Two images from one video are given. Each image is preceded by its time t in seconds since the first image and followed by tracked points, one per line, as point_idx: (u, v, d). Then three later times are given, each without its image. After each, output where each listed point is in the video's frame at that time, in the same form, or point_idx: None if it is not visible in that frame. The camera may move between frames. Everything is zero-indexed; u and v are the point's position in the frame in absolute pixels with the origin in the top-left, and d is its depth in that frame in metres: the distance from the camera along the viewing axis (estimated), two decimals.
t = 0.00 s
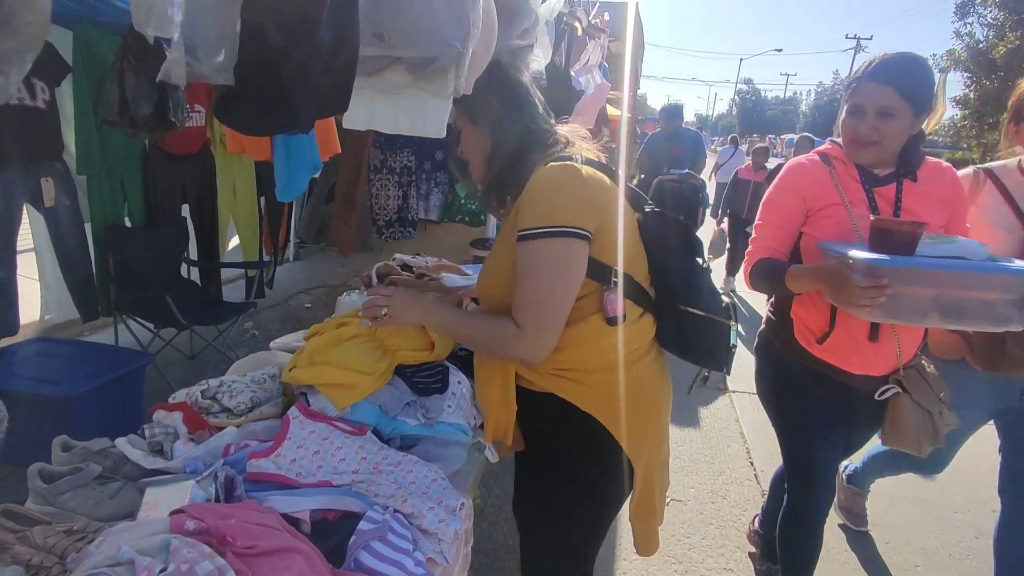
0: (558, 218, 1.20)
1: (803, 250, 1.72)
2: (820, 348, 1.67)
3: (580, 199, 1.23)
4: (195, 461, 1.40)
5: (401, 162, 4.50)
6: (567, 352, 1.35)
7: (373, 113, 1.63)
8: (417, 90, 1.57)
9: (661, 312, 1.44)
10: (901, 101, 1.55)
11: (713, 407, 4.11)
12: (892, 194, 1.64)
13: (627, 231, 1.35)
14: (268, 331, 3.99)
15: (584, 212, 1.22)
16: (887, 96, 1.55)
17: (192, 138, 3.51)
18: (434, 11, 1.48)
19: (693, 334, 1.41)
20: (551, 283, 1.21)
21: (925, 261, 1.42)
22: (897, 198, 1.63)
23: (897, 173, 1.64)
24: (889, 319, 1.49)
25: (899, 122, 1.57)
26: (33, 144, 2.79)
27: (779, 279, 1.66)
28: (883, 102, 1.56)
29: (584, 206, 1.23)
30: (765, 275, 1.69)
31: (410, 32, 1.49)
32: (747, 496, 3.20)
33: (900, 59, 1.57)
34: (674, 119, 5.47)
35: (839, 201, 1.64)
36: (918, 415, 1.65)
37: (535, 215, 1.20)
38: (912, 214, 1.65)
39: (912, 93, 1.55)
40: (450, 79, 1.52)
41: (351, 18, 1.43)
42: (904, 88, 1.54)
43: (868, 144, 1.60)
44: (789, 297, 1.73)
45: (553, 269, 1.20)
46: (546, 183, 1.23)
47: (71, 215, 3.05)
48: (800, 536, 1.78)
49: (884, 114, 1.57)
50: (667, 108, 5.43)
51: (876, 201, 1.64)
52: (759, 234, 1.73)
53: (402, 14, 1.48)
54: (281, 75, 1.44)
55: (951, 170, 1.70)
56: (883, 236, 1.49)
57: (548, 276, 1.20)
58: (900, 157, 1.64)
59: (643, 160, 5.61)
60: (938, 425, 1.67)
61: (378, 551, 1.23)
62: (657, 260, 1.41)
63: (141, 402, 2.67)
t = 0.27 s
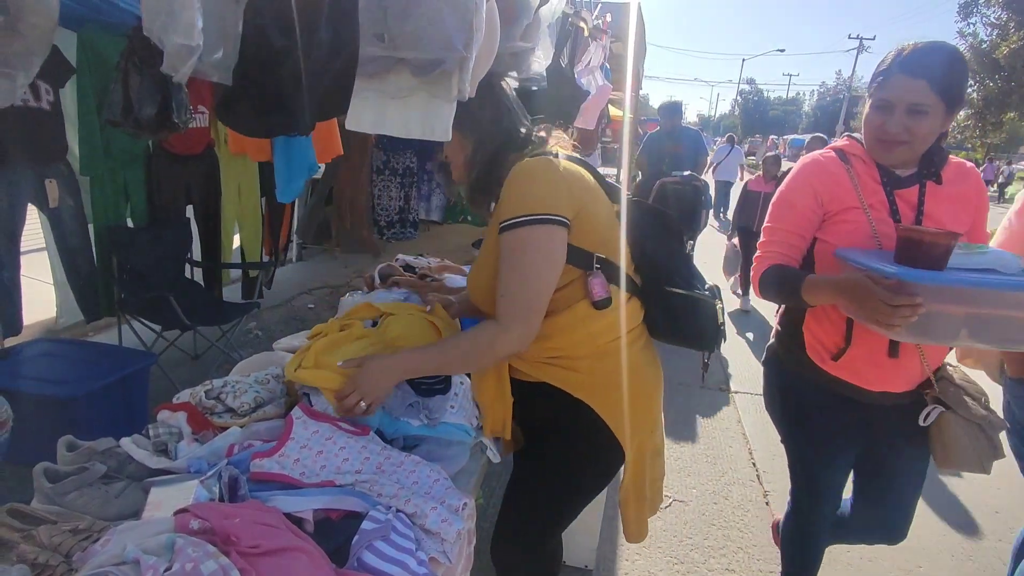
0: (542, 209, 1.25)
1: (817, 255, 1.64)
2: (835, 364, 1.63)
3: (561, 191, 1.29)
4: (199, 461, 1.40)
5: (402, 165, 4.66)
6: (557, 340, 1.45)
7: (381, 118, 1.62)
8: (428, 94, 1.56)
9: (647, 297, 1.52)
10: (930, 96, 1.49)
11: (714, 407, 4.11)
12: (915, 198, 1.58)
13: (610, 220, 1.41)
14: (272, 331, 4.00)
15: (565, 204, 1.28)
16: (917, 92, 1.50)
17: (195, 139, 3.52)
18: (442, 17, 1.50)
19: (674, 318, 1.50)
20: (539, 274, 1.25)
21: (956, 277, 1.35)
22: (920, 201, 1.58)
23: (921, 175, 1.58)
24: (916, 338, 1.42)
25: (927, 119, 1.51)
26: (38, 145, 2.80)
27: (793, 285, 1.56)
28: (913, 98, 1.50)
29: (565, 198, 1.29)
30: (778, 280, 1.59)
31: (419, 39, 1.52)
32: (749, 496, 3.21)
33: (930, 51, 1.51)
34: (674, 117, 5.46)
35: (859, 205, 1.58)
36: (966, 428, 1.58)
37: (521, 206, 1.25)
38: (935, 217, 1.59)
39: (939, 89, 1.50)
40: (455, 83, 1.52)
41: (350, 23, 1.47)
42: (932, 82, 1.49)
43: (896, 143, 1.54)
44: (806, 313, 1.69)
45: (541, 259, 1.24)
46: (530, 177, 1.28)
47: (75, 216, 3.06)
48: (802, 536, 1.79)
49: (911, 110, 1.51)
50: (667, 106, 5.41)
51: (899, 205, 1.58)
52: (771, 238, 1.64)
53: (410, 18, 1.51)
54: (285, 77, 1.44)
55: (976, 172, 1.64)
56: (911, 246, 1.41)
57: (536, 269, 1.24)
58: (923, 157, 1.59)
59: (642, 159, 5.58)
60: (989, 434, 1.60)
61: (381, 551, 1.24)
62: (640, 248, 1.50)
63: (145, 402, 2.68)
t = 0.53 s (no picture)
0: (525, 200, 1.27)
1: (834, 265, 1.55)
2: (850, 382, 1.52)
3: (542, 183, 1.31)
4: (201, 461, 1.40)
5: (405, 164, 4.50)
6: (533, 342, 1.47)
7: (388, 121, 1.64)
8: (433, 95, 1.56)
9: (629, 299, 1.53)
10: (970, 96, 1.38)
11: (716, 407, 4.11)
12: (945, 205, 1.48)
13: (586, 217, 1.43)
14: (274, 331, 4.01)
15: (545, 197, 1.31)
16: (953, 91, 1.38)
17: (198, 139, 3.49)
18: (441, 18, 1.48)
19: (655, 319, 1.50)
20: (526, 264, 1.26)
21: (988, 297, 1.23)
22: (950, 208, 1.47)
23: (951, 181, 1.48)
24: (941, 360, 1.34)
25: (964, 122, 1.40)
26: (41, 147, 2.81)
27: (809, 297, 1.47)
28: (948, 98, 1.39)
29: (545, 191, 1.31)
30: (793, 290, 1.49)
31: (419, 41, 1.51)
32: (751, 496, 3.20)
33: (969, 45, 1.39)
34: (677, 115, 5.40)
35: (883, 211, 1.48)
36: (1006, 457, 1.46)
37: (503, 198, 1.27)
38: (967, 227, 1.49)
39: (981, 88, 1.38)
40: (456, 82, 1.52)
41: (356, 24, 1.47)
42: (971, 83, 1.38)
43: (927, 147, 1.44)
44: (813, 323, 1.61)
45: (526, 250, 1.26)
46: (512, 169, 1.30)
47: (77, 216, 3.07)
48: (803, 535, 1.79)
49: (947, 112, 1.40)
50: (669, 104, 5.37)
51: (926, 212, 1.48)
52: (787, 245, 1.55)
53: (411, 21, 1.50)
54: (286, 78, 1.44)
55: (1012, 176, 1.53)
56: (940, 259, 1.29)
57: (524, 259, 1.26)
58: (954, 162, 1.49)
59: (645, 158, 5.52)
60: None
61: (383, 550, 1.24)
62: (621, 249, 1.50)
63: (147, 402, 2.69)
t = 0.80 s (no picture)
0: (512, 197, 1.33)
1: (875, 283, 1.45)
2: (886, 416, 1.45)
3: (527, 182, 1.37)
4: (204, 463, 1.40)
5: (406, 164, 4.34)
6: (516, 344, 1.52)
7: (390, 120, 1.65)
8: (431, 95, 1.59)
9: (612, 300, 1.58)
10: None
11: (719, 407, 4.10)
12: (1008, 222, 1.37)
13: (568, 216, 1.47)
14: (276, 332, 4.02)
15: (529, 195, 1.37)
16: (1018, 91, 1.28)
17: (199, 140, 3.50)
18: (436, 19, 1.47)
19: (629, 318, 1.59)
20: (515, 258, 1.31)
21: None
22: (1011, 228, 1.36)
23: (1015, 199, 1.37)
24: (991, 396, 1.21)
25: None
26: (41, 148, 2.81)
27: (843, 314, 1.38)
28: (1013, 99, 1.28)
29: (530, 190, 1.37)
30: (826, 309, 1.41)
31: (417, 41, 1.51)
32: (754, 496, 3.20)
33: None
34: (683, 115, 5.40)
35: (933, 228, 1.38)
36: None
37: (489, 197, 1.33)
38: None
39: None
40: (454, 82, 1.55)
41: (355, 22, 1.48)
42: None
43: (988, 154, 1.33)
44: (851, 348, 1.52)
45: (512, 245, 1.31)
46: (501, 169, 1.35)
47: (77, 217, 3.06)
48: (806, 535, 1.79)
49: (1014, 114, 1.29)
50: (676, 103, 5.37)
51: (983, 230, 1.37)
52: (824, 263, 1.48)
53: (409, 21, 1.49)
54: (286, 78, 1.43)
55: None
56: (988, 284, 1.19)
57: (513, 253, 1.31)
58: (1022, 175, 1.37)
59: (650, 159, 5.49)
60: None
61: (387, 553, 1.24)
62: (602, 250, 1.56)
63: (149, 403, 2.69)
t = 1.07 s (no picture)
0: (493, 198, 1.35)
1: (947, 296, 1.30)
2: (961, 447, 1.29)
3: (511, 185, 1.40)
4: (204, 465, 1.40)
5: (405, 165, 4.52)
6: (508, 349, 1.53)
7: (380, 121, 1.58)
8: (417, 94, 1.52)
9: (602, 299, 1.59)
10: None
11: (721, 407, 4.09)
12: None
13: (552, 215, 1.49)
14: (277, 334, 4.02)
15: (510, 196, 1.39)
16: None
17: (199, 142, 3.53)
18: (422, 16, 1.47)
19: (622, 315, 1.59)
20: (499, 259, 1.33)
21: None
22: None
23: None
24: None
25: None
26: (42, 152, 2.81)
27: (909, 326, 1.22)
28: None
29: (512, 192, 1.39)
30: (890, 327, 1.25)
31: (406, 39, 1.49)
32: (757, 496, 3.19)
33: None
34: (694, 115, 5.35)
35: (1015, 236, 1.24)
36: None
37: (473, 197, 1.34)
38: None
39: None
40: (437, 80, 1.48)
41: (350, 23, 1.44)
42: None
43: None
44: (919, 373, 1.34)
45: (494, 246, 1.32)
46: (482, 175, 1.37)
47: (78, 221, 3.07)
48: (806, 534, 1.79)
49: None
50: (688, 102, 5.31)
51: None
52: (895, 272, 1.30)
53: (398, 18, 1.49)
54: (282, 80, 1.42)
55: None
56: None
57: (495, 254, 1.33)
58: None
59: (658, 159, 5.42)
60: None
61: (387, 555, 1.24)
62: (591, 248, 1.56)
63: (151, 406, 2.69)
